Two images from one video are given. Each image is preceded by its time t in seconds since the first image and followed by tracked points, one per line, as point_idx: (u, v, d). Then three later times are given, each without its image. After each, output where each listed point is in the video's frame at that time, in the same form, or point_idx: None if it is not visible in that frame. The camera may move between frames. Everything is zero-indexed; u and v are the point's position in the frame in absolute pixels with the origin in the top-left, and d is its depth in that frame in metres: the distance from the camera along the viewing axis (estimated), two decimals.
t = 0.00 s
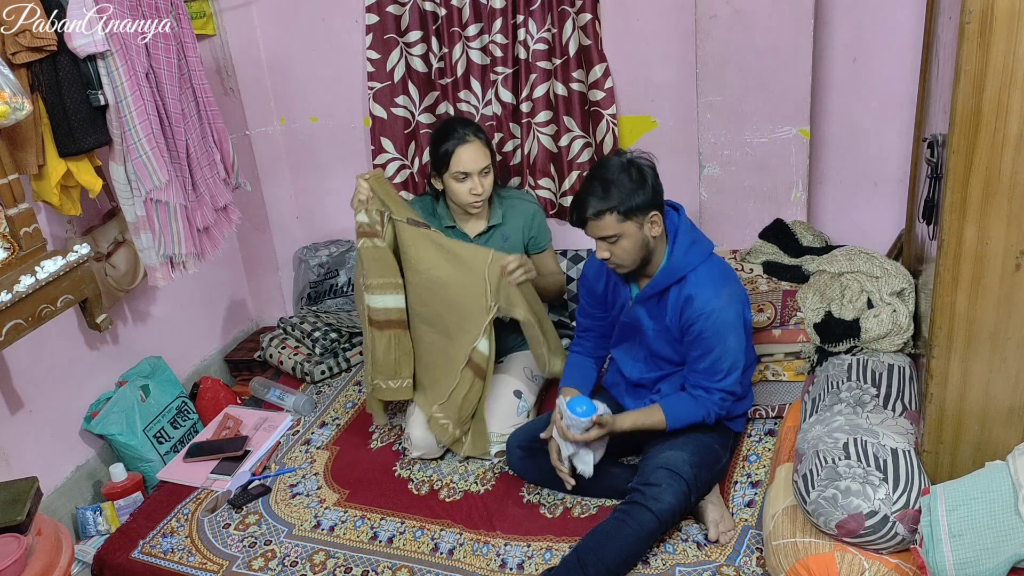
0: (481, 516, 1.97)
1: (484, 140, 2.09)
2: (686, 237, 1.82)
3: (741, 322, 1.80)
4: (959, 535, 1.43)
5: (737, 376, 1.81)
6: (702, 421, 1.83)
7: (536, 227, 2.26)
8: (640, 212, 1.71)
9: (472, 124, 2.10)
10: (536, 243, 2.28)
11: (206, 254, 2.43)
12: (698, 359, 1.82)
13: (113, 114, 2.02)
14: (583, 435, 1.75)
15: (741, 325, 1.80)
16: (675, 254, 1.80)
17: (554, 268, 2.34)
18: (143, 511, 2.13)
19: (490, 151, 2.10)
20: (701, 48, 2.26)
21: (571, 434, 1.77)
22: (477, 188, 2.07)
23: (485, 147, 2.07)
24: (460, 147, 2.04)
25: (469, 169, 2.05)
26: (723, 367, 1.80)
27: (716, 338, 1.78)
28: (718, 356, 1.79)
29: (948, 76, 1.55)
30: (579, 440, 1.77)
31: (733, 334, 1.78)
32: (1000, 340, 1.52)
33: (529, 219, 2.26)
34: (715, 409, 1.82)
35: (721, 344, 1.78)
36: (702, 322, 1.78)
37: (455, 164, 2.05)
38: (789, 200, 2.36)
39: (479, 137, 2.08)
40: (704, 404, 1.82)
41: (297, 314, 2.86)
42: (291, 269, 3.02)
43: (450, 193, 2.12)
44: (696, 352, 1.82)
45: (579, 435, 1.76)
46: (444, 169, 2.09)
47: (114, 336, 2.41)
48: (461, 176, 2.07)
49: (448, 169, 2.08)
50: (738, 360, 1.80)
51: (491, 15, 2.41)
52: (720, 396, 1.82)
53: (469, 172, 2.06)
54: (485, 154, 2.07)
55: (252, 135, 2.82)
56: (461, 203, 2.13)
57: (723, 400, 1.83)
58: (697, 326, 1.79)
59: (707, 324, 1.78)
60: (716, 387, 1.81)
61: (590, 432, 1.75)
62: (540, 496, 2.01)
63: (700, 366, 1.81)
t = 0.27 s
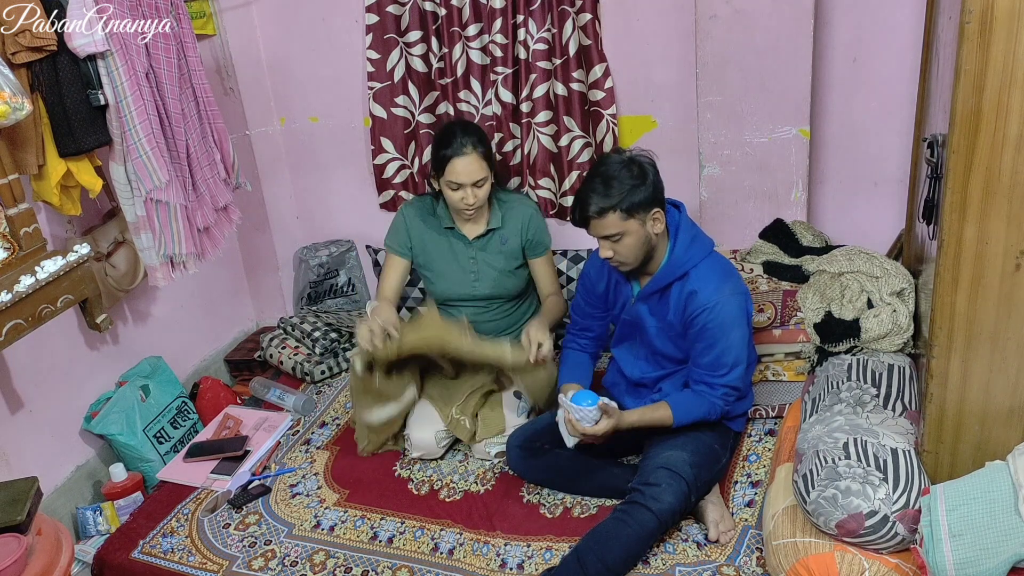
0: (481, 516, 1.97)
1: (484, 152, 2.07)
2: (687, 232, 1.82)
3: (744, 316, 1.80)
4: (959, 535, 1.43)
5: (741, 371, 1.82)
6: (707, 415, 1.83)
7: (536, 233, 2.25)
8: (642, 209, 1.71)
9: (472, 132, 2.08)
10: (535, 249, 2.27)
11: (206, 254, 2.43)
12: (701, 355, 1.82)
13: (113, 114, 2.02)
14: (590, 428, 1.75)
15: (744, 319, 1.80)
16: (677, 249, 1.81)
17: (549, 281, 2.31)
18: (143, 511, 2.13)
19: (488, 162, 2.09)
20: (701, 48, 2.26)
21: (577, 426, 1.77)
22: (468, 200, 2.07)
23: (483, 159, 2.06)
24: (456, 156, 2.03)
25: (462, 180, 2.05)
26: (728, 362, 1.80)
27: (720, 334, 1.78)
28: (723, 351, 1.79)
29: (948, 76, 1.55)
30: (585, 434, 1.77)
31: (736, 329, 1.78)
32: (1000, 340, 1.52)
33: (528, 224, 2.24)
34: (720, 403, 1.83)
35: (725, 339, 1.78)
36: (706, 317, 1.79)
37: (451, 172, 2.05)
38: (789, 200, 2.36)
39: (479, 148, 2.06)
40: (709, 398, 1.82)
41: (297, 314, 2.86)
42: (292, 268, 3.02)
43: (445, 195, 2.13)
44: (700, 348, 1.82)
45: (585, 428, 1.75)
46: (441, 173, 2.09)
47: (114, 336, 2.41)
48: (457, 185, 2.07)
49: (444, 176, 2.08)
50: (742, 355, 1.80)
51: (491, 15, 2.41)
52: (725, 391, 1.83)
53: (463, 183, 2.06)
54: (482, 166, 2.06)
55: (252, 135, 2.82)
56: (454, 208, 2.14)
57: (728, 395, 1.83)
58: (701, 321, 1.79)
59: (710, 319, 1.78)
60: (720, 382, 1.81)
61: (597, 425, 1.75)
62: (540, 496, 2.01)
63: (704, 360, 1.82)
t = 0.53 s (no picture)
0: (481, 516, 1.97)
1: (483, 162, 2.07)
2: (688, 235, 1.82)
3: (746, 317, 1.80)
4: (959, 535, 1.43)
5: (747, 373, 1.81)
6: (715, 416, 1.84)
7: (536, 240, 2.26)
8: (641, 219, 1.71)
9: (474, 140, 2.07)
10: (535, 255, 2.28)
11: (206, 255, 2.43)
12: (707, 357, 1.82)
13: (113, 114, 2.02)
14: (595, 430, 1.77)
15: (746, 320, 1.80)
16: (677, 251, 1.80)
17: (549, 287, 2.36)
18: (143, 511, 2.13)
19: (486, 173, 2.09)
20: (701, 48, 2.26)
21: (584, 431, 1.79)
22: (463, 208, 2.09)
23: (482, 169, 2.06)
24: (454, 165, 2.04)
25: (459, 188, 2.06)
26: (733, 363, 1.80)
27: (722, 335, 1.78)
28: (727, 352, 1.79)
29: (948, 75, 1.55)
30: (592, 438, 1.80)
31: (739, 330, 1.78)
32: (1000, 340, 1.51)
33: (528, 231, 2.25)
34: (727, 406, 1.83)
35: (728, 341, 1.78)
36: (708, 319, 1.79)
37: (449, 181, 2.06)
38: (789, 200, 2.36)
39: (478, 159, 2.06)
40: (713, 400, 1.83)
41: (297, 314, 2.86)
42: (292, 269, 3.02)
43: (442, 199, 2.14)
44: (703, 349, 1.82)
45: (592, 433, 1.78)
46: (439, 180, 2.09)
47: (114, 336, 2.41)
48: (454, 193, 2.08)
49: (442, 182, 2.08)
50: (747, 355, 1.80)
51: (491, 15, 2.41)
52: (732, 393, 1.82)
53: (459, 191, 2.07)
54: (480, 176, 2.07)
55: (252, 135, 2.83)
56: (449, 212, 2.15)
57: (734, 397, 1.83)
58: (702, 324, 1.79)
59: (713, 321, 1.78)
60: (726, 383, 1.81)
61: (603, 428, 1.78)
62: (540, 496, 2.01)
63: (709, 362, 1.82)
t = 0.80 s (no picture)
0: (481, 516, 1.97)
1: (485, 159, 2.07)
2: (688, 239, 1.81)
3: (747, 319, 1.80)
4: (959, 535, 1.43)
5: (752, 373, 1.81)
6: (721, 417, 1.84)
7: (535, 240, 2.25)
8: (638, 229, 1.71)
9: (476, 138, 2.08)
10: (533, 256, 2.27)
11: (206, 255, 2.43)
12: (710, 359, 1.82)
13: (113, 114, 2.02)
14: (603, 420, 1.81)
15: (747, 322, 1.80)
16: (678, 254, 1.80)
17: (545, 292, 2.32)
18: (143, 510, 2.13)
19: (487, 169, 2.09)
20: (701, 48, 2.26)
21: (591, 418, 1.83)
22: (463, 204, 2.08)
23: (483, 165, 2.06)
24: (456, 160, 2.04)
25: (460, 182, 2.05)
26: (737, 366, 1.79)
27: (724, 338, 1.78)
28: (730, 354, 1.79)
29: (948, 76, 1.55)
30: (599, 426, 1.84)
31: (740, 332, 1.78)
32: (1000, 340, 1.52)
33: (527, 230, 2.25)
34: (734, 408, 1.83)
35: (730, 343, 1.78)
36: (709, 322, 1.78)
37: (450, 175, 2.05)
38: (789, 200, 2.36)
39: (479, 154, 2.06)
40: (720, 401, 1.83)
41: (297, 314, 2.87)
42: (292, 269, 3.02)
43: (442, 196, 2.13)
44: (705, 351, 1.82)
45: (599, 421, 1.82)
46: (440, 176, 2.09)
47: (114, 336, 2.41)
48: (455, 188, 2.07)
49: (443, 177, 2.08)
50: (751, 356, 1.80)
51: (491, 15, 2.41)
52: (737, 395, 1.83)
53: (460, 186, 2.06)
54: (481, 172, 2.07)
55: (252, 135, 2.83)
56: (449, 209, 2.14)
57: (740, 397, 1.83)
58: (703, 326, 1.79)
59: (714, 323, 1.78)
60: (731, 384, 1.81)
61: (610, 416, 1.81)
62: (540, 496, 2.01)
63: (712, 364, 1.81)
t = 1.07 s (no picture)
0: (481, 516, 1.97)
1: (484, 150, 2.08)
2: (694, 233, 1.82)
3: (754, 311, 1.78)
4: (959, 535, 1.43)
5: (766, 362, 1.77)
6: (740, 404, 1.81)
7: (531, 235, 2.24)
8: (636, 231, 1.72)
9: (475, 130, 2.09)
10: (529, 252, 2.26)
11: (206, 255, 2.43)
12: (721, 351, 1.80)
13: (113, 114, 2.02)
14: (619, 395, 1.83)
15: (755, 314, 1.78)
16: (682, 249, 1.80)
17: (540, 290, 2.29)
18: (143, 510, 2.13)
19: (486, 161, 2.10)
20: (700, 48, 2.26)
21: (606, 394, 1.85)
22: (463, 196, 2.08)
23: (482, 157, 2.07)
24: (456, 152, 2.05)
25: (459, 174, 2.06)
26: (748, 357, 1.76)
27: (731, 330, 1.76)
28: (742, 346, 1.76)
29: (948, 76, 1.55)
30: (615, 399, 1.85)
31: (749, 322, 1.76)
32: (1000, 340, 1.51)
33: (523, 224, 2.24)
34: (750, 396, 1.79)
35: (739, 334, 1.75)
36: (715, 316, 1.77)
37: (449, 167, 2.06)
38: (789, 200, 2.36)
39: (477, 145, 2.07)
40: (739, 388, 1.79)
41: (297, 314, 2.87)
42: (292, 269, 3.02)
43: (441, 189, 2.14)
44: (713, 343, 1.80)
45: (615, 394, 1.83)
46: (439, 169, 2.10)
47: (114, 336, 2.41)
48: (453, 180, 2.08)
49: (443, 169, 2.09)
50: (763, 345, 1.76)
51: (491, 15, 2.41)
52: (756, 382, 1.78)
53: (460, 177, 2.07)
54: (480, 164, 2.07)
55: (252, 135, 2.83)
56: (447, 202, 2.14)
57: (761, 386, 1.78)
58: (710, 320, 1.78)
59: (720, 315, 1.76)
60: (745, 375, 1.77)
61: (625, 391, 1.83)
62: (540, 496, 2.01)
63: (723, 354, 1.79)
